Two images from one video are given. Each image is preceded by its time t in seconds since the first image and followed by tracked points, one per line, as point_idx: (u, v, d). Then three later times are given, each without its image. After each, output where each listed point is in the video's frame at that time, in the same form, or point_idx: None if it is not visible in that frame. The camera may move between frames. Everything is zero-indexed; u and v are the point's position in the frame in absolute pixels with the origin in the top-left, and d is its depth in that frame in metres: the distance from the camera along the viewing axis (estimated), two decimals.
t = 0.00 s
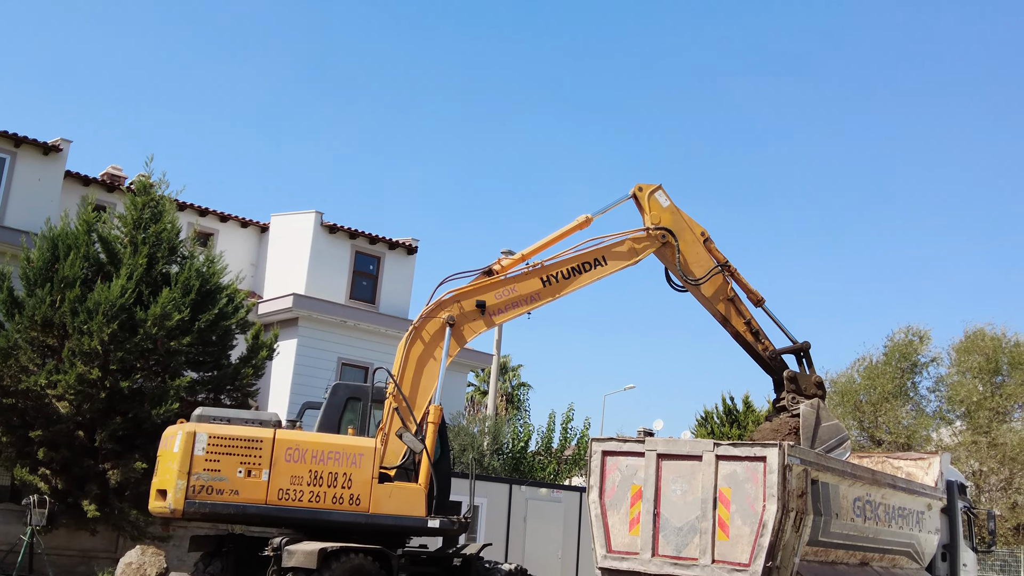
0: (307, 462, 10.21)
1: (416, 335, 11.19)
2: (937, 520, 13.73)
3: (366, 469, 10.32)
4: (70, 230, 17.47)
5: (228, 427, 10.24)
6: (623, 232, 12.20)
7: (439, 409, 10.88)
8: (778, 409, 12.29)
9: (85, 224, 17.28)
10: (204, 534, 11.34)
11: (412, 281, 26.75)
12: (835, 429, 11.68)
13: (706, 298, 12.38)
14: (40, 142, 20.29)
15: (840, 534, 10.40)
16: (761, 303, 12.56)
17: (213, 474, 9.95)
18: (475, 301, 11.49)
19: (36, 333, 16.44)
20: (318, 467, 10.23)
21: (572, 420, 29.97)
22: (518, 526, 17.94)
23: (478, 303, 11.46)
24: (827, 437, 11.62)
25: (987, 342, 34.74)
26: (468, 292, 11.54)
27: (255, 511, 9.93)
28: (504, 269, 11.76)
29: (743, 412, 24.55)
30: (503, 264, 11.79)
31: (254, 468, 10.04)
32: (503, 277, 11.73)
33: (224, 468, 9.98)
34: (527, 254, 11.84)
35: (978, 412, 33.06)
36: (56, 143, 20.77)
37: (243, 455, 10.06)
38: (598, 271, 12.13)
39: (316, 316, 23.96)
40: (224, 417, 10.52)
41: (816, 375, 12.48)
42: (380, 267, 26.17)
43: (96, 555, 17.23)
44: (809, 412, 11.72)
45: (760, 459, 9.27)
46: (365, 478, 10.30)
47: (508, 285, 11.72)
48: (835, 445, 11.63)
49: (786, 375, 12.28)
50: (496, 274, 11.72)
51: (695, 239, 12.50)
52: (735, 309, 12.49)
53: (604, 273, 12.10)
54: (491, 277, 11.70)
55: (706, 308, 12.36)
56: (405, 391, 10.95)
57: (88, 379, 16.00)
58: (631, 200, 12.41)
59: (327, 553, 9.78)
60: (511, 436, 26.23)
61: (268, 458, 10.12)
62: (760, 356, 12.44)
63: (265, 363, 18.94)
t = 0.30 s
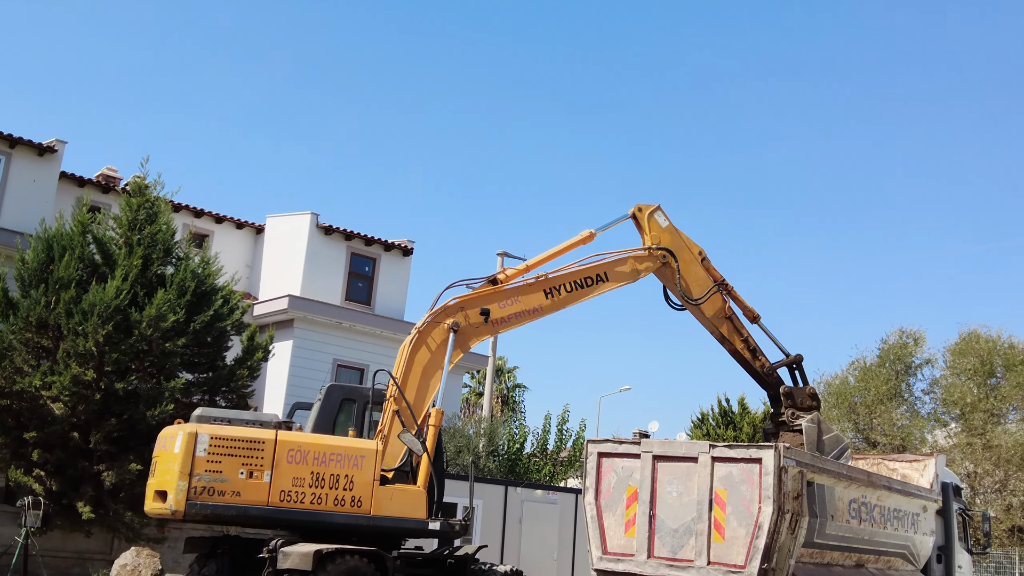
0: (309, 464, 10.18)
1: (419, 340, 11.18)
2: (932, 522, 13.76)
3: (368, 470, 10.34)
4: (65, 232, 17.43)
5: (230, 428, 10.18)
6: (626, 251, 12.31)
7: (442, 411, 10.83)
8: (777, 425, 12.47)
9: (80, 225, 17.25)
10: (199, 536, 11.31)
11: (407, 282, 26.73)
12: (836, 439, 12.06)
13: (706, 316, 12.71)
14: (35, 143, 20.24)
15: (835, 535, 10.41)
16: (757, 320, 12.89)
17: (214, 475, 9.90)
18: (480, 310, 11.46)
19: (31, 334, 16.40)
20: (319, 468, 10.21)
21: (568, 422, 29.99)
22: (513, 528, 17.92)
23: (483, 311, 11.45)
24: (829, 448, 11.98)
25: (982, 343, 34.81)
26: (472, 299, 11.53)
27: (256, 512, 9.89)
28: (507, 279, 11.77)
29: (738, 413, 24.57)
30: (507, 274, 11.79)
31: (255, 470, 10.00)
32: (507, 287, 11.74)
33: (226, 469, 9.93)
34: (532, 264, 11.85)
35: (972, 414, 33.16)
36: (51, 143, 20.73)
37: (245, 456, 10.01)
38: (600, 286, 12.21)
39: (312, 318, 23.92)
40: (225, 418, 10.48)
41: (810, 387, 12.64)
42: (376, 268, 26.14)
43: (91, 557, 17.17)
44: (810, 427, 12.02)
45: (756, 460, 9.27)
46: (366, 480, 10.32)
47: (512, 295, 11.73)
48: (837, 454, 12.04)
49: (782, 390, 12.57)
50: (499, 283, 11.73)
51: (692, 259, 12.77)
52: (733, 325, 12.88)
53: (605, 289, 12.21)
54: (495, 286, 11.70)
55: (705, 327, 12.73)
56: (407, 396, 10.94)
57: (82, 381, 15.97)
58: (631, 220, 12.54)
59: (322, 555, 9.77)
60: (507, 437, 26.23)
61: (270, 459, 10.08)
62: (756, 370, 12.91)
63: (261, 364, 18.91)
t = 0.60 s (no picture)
0: (311, 464, 10.15)
1: (422, 341, 11.24)
2: (928, 521, 13.77)
3: (370, 470, 10.35)
4: (60, 231, 17.40)
5: (231, 427, 10.09)
6: (627, 264, 12.48)
7: (443, 412, 10.87)
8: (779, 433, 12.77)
9: (75, 225, 17.22)
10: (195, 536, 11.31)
11: (403, 282, 26.72)
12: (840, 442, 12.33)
13: (704, 328, 12.96)
14: (31, 143, 20.22)
15: (831, 535, 10.42)
16: (753, 331, 13.11)
17: (217, 475, 9.81)
18: (483, 315, 11.55)
19: (26, 334, 16.37)
20: (322, 468, 10.19)
21: (564, 421, 29.97)
22: (510, 528, 17.92)
23: (486, 316, 11.55)
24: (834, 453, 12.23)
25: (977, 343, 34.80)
26: (476, 303, 11.60)
27: (259, 512, 9.83)
28: (510, 286, 11.90)
29: (735, 413, 24.58)
30: (510, 280, 11.91)
31: (258, 469, 9.94)
32: (510, 292, 11.86)
33: (229, 469, 9.85)
34: (535, 271, 11.96)
35: (967, 413, 33.21)
36: (47, 143, 20.69)
37: (248, 456, 9.94)
38: (599, 297, 12.38)
39: (308, 318, 23.89)
40: (226, 416, 10.31)
41: (805, 393, 12.96)
42: (372, 268, 26.12)
43: (87, 557, 17.15)
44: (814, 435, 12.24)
45: (752, 459, 9.29)
46: (367, 481, 10.32)
47: (514, 301, 11.85)
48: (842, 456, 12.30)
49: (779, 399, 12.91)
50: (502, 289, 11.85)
51: (690, 272, 12.99)
52: (730, 337, 13.15)
53: (603, 300, 12.38)
54: (497, 292, 11.81)
55: (703, 339, 12.96)
56: (409, 397, 11.01)
57: (78, 381, 15.94)
58: (629, 234, 12.71)
59: (319, 555, 9.74)
60: (503, 437, 26.23)
61: (273, 459, 10.02)
62: (751, 380, 13.23)
63: (257, 364, 18.90)
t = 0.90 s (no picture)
0: (316, 455, 10.16)
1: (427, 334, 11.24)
2: (928, 507, 13.81)
3: (373, 461, 10.38)
4: (58, 224, 17.38)
5: (235, 418, 10.07)
6: (630, 266, 12.50)
7: (446, 404, 10.94)
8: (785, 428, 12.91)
9: (73, 218, 17.20)
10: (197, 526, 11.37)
11: (402, 274, 26.70)
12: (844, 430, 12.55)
13: (707, 329, 12.98)
14: (28, 136, 20.17)
15: (831, 521, 10.45)
16: (754, 328, 13.10)
17: (222, 466, 9.78)
18: (488, 310, 11.57)
19: (25, 327, 16.35)
20: (326, 459, 10.20)
21: (564, 411, 30.00)
22: (510, 517, 17.94)
23: (491, 311, 11.57)
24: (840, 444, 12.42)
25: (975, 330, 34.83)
26: (481, 298, 11.61)
27: (264, 503, 9.82)
28: (515, 282, 11.90)
29: (734, 401, 24.58)
30: (516, 276, 11.91)
31: (263, 460, 9.92)
32: (515, 289, 11.86)
33: (234, 460, 9.83)
34: (541, 269, 11.96)
35: (966, 400, 33.25)
36: (44, 136, 20.64)
37: (252, 447, 9.92)
38: (602, 298, 12.40)
39: (307, 309, 23.88)
40: (230, 407, 10.29)
41: (802, 385, 13.07)
42: (371, 259, 26.10)
43: (88, 548, 17.18)
44: (822, 428, 12.40)
45: (751, 447, 9.30)
46: (370, 472, 10.35)
47: (518, 297, 11.85)
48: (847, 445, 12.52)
49: (782, 394, 12.97)
50: (507, 285, 11.86)
51: (691, 273, 13.00)
52: (733, 336, 13.17)
53: (606, 301, 12.40)
54: (503, 288, 11.81)
55: (707, 339, 12.97)
56: (414, 390, 11.01)
57: (78, 373, 15.93)
58: (630, 237, 12.71)
59: (320, 545, 9.75)
60: (503, 427, 26.26)
61: (278, 450, 10.01)
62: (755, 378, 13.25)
63: (256, 355, 18.89)
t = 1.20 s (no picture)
0: (324, 442, 10.18)
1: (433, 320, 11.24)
2: (933, 487, 13.84)
3: (381, 447, 10.42)
4: (61, 214, 17.38)
5: (244, 406, 10.10)
6: (633, 255, 12.48)
7: (451, 389, 11.01)
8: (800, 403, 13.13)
9: (76, 208, 17.20)
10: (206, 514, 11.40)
11: (405, 260, 26.71)
12: (854, 393, 12.92)
13: (713, 313, 13.03)
14: (29, 126, 20.15)
15: (836, 502, 10.47)
16: (758, 306, 13.12)
17: (231, 454, 9.82)
18: (493, 297, 11.58)
19: (30, 317, 16.38)
20: (334, 446, 10.23)
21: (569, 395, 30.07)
22: (517, 501, 18.02)
23: (496, 298, 11.58)
24: (854, 408, 12.80)
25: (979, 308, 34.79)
26: (486, 285, 11.61)
27: (273, 490, 9.85)
28: (520, 269, 11.90)
29: (738, 383, 24.58)
30: (521, 263, 11.91)
31: (272, 448, 9.96)
32: (520, 276, 11.86)
33: (243, 448, 9.86)
34: (545, 256, 11.95)
35: (971, 378, 33.28)
36: (45, 126, 20.62)
37: (261, 435, 9.95)
38: (606, 286, 12.39)
39: (310, 296, 23.90)
40: (238, 395, 10.33)
41: (807, 353, 13.25)
42: (373, 246, 26.10)
43: (96, 537, 17.26)
44: (834, 396, 12.73)
45: (756, 428, 9.34)
46: (378, 457, 10.39)
47: (522, 285, 11.85)
48: (860, 408, 12.89)
49: (790, 369, 13.10)
50: (512, 272, 11.86)
51: (693, 259, 12.97)
52: (739, 318, 13.23)
53: (611, 289, 12.40)
54: (507, 275, 11.82)
55: (713, 323, 13.03)
56: (420, 377, 11.04)
57: (83, 363, 15.96)
58: (630, 227, 12.66)
59: (328, 530, 9.80)
60: (508, 412, 26.32)
61: (286, 437, 10.04)
62: (763, 357, 13.36)
63: (261, 343, 18.93)
